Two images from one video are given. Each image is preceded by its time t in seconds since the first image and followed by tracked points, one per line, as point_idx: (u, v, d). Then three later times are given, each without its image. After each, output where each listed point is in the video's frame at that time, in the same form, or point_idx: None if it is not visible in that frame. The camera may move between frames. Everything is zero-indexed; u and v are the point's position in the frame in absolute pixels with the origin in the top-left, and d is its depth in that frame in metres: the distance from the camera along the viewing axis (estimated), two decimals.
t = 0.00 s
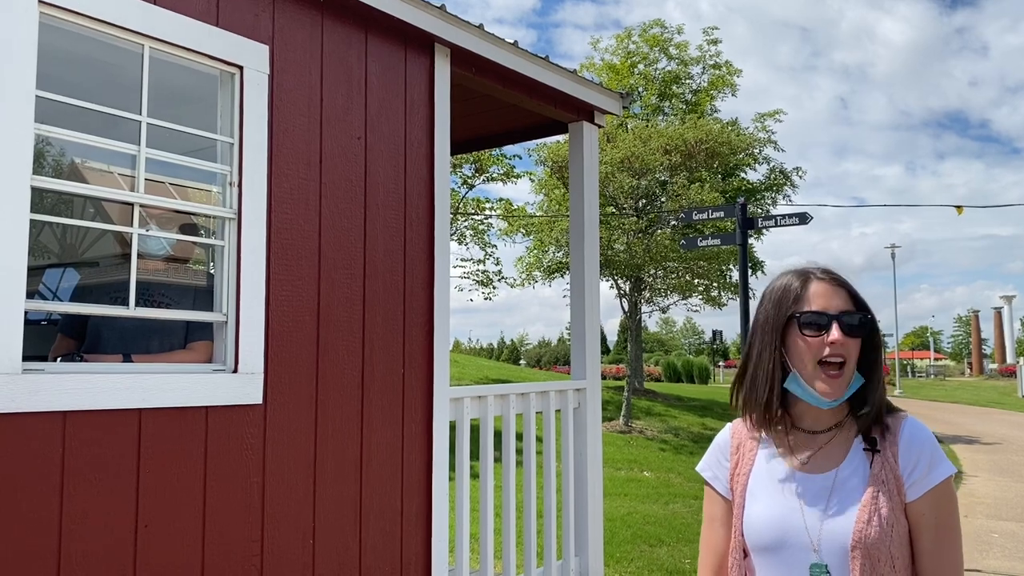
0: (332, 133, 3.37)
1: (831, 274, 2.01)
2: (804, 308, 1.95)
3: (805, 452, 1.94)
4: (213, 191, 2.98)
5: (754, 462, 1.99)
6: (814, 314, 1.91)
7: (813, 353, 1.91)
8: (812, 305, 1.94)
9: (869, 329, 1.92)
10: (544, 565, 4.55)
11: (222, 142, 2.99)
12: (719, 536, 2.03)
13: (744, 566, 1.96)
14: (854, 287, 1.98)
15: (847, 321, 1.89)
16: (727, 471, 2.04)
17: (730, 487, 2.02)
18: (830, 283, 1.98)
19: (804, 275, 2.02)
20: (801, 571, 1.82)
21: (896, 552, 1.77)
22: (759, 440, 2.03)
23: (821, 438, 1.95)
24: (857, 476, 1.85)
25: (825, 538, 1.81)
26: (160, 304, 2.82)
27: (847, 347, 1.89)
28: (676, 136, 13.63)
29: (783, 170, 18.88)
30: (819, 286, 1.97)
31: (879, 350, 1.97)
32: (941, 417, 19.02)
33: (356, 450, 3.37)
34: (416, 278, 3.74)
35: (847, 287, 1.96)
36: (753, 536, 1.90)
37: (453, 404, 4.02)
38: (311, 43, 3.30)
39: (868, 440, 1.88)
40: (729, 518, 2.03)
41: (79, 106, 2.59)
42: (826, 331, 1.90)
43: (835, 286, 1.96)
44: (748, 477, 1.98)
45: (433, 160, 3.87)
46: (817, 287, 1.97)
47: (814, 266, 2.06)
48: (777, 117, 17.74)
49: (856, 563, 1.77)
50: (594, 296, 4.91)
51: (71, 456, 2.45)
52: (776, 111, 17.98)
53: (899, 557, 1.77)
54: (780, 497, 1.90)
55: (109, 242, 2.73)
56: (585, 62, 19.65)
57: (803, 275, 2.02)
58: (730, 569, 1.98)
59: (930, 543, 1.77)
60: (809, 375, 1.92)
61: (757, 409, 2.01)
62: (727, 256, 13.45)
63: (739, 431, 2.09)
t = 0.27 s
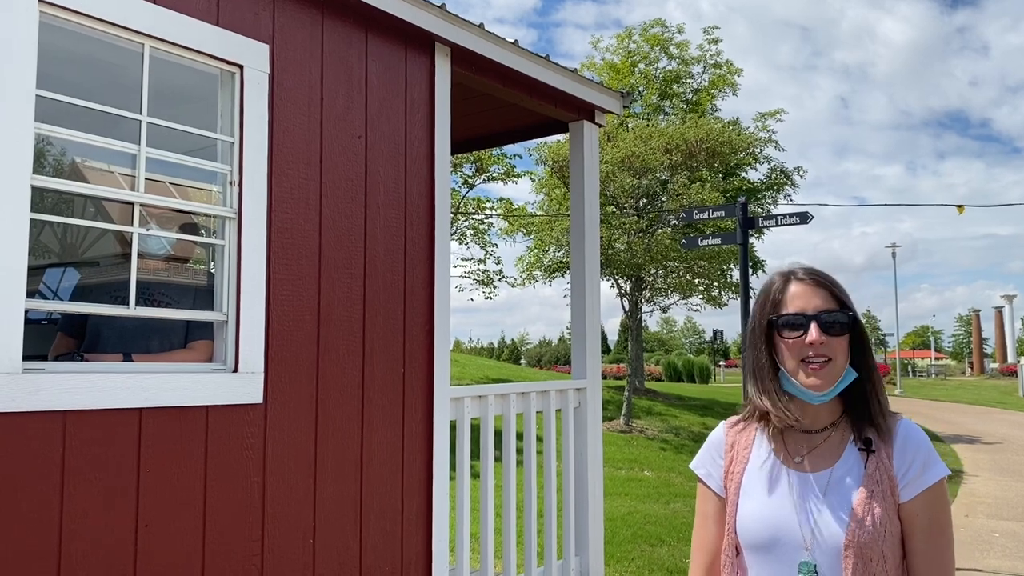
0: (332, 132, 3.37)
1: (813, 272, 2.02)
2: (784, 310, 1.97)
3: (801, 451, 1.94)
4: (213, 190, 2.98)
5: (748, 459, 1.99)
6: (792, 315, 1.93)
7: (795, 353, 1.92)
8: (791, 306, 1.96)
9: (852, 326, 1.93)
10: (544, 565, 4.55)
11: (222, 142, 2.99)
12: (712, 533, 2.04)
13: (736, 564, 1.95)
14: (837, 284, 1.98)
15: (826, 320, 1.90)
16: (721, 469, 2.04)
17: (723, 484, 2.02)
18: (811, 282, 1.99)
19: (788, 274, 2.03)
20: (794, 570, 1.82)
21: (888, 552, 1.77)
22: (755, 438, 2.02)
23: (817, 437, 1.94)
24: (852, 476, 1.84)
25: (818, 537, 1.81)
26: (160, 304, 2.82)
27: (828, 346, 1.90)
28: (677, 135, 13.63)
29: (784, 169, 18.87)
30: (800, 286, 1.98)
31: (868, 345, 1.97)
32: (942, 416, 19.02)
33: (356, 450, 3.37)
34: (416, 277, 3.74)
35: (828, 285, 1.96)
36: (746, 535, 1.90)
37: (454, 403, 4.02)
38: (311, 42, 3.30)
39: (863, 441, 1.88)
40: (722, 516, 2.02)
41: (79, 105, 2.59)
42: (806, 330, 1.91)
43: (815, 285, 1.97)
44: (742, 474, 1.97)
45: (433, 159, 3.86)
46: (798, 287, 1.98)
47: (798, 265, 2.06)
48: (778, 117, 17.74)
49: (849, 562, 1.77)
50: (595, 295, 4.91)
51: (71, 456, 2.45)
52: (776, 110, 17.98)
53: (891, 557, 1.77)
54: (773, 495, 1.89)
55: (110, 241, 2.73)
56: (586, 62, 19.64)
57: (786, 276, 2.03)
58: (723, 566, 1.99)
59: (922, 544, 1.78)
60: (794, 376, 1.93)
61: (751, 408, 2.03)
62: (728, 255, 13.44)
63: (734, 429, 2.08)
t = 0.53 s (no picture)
0: (333, 131, 3.37)
1: (810, 273, 2.00)
2: (777, 311, 1.97)
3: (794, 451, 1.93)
4: (214, 190, 2.98)
5: (742, 458, 1.98)
6: (784, 317, 1.93)
7: (784, 355, 1.93)
8: (784, 307, 1.96)
9: (844, 330, 1.92)
10: (545, 564, 4.54)
11: (223, 140, 2.98)
12: (704, 532, 2.03)
13: (730, 563, 1.95)
14: (833, 286, 1.96)
15: (816, 324, 1.90)
16: (714, 467, 2.03)
17: (717, 483, 2.01)
18: (806, 284, 1.98)
19: (784, 274, 2.02)
20: (789, 569, 1.82)
21: (882, 550, 1.78)
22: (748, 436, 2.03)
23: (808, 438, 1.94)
24: (846, 475, 1.84)
25: (813, 536, 1.80)
26: (161, 302, 2.82)
27: (817, 350, 1.90)
28: (678, 135, 13.63)
29: (784, 169, 18.86)
30: (794, 288, 1.97)
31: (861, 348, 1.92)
32: (943, 416, 19.01)
33: (357, 449, 3.37)
34: (417, 276, 3.74)
35: (822, 288, 1.95)
36: (741, 534, 1.89)
37: (454, 403, 4.02)
38: (312, 40, 3.30)
39: (855, 440, 1.87)
40: (715, 514, 2.02)
41: (79, 105, 2.59)
42: (795, 333, 1.91)
43: (810, 287, 1.96)
44: (736, 473, 1.97)
45: (434, 159, 3.86)
46: (792, 289, 1.97)
47: (796, 265, 2.05)
48: (779, 116, 17.73)
49: (844, 562, 1.77)
50: (596, 294, 4.91)
51: (72, 455, 2.45)
52: (777, 110, 17.97)
53: (884, 555, 1.78)
54: (768, 495, 1.88)
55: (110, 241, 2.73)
56: (586, 61, 19.63)
57: (783, 276, 2.02)
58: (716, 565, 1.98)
59: (914, 541, 1.79)
60: (782, 377, 1.94)
61: (744, 404, 2.05)
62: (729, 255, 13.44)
63: (727, 427, 2.09)
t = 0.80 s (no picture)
0: (334, 131, 3.37)
1: (804, 273, 2.00)
2: (771, 311, 1.96)
3: (789, 449, 1.94)
4: (215, 189, 2.98)
5: (736, 458, 1.98)
6: (779, 318, 1.93)
7: (780, 356, 1.92)
8: (779, 308, 1.95)
9: (838, 331, 1.92)
10: (546, 564, 4.54)
11: (223, 140, 2.98)
12: (701, 534, 2.01)
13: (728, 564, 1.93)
14: (826, 287, 1.96)
15: (812, 324, 1.90)
16: (708, 469, 2.02)
17: (711, 484, 2.00)
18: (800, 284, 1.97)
19: (778, 274, 2.01)
20: (787, 569, 1.82)
21: (879, 546, 1.78)
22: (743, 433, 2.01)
23: (802, 437, 1.95)
24: (840, 473, 1.85)
25: (810, 534, 1.80)
26: (161, 302, 2.83)
27: (812, 350, 1.90)
28: (679, 134, 13.65)
29: (785, 168, 18.86)
30: (789, 288, 1.97)
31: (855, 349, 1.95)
32: (943, 415, 19.00)
33: (357, 448, 3.37)
34: (418, 276, 3.74)
35: (816, 288, 1.95)
36: (737, 535, 1.89)
37: (454, 402, 4.02)
38: (313, 40, 3.30)
39: (848, 438, 1.89)
40: (710, 515, 2.00)
41: (79, 104, 2.59)
42: (791, 334, 1.91)
43: (804, 288, 1.96)
44: (730, 474, 1.96)
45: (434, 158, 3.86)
46: (786, 289, 1.97)
47: (789, 265, 2.04)
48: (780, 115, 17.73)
49: (841, 559, 1.77)
50: (597, 294, 4.91)
51: (72, 455, 2.45)
52: (778, 109, 17.97)
53: (881, 552, 1.78)
54: (763, 495, 1.88)
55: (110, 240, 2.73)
56: (587, 61, 19.63)
57: (776, 276, 2.01)
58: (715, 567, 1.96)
59: (910, 537, 1.79)
60: (777, 378, 1.94)
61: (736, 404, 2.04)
62: (730, 254, 13.44)
63: (719, 428, 2.08)
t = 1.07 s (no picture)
0: (334, 130, 3.37)
1: (798, 272, 1.99)
2: (767, 311, 1.96)
3: (789, 449, 1.93)
4: (215, 189, 2.98)
5: (737, 459, 1.97)
6: (775, 317, 1.93)
7: (777, 355, 1.93)
8: (775, 308, 1.95)
9: (834, 330, 1.92)
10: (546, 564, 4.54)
11: (223, 139, 2.98)
12: (703, 535, 2.01)
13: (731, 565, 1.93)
14: (821, 286, 1.96)
15: (808, 324, 1.90)
16: (709, 470, 2.02)
17: (713, 486, 2.00)
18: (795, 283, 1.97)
19: (773, 274, 2.01)
20: (790, 570, 1.82)
21: (881, 545, 1.78)
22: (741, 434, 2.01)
23: (802, 436, 1.94)
24: (841, 472, 1.85)
25: (813, 535, 1.81)
26: (162, 302, 2.83)
27: (809, 349, 1.90)
28: (679, 134, 13.67)
29: (785, 168, 18.86)
30: (784, 288, 1.97)
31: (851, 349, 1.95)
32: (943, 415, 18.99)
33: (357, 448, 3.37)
34: (418, 275, 3.74)
35: (812, 287, 1.95)
36: (740, 536, 1.89)
37: (455, 402, 4.02)
38: (313, 39, 3.30)
39: (848, 437, 1.89)
40: (712, 516, 2.00)
41: (80, 104, 2.59)
42: (787, 334, 1.91)
43: (799, 287, 1.95)
44: (732, 476, 1.96)
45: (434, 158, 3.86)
46: (781, 288, 1.97)
47: (784, 264, 2.04)
48: (780, 115, 17.72)
49: (845, 559, 1.78)
50: (597, 293, 4.91)
51: (72, 455, 2.45)
52: (778, 109, 17.96)
53: (884, 550, 1.79)
54: (765, 496, 1.88)
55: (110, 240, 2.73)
56: (587, 60, 19.62)
57: (771, 276, 2.01)
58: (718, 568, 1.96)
59: (912, 534, 1.80)
60: (775, 377, 1.94)
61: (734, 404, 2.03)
62: (730, 254, 13.43)
63: (719, 429, 2.07)
